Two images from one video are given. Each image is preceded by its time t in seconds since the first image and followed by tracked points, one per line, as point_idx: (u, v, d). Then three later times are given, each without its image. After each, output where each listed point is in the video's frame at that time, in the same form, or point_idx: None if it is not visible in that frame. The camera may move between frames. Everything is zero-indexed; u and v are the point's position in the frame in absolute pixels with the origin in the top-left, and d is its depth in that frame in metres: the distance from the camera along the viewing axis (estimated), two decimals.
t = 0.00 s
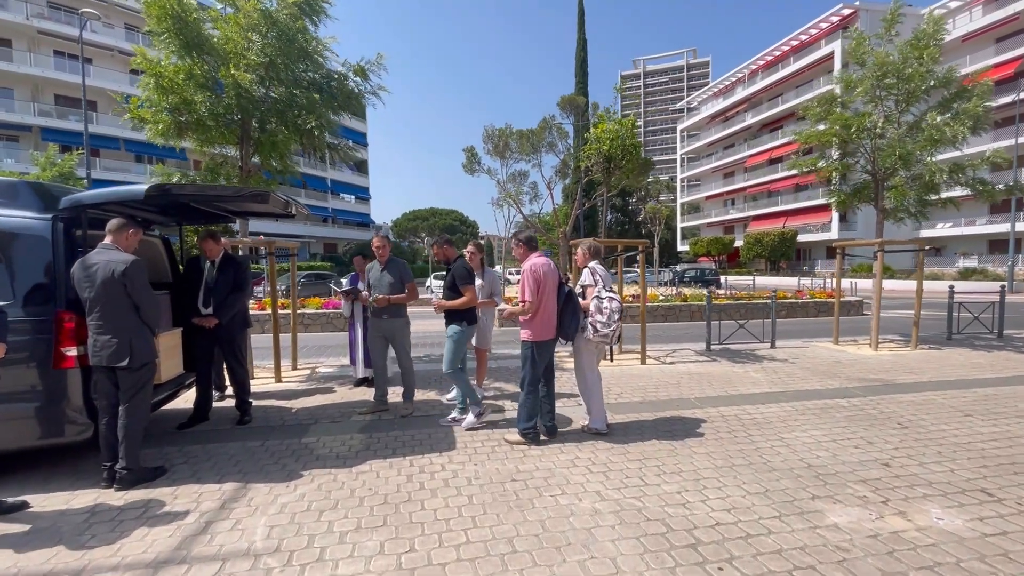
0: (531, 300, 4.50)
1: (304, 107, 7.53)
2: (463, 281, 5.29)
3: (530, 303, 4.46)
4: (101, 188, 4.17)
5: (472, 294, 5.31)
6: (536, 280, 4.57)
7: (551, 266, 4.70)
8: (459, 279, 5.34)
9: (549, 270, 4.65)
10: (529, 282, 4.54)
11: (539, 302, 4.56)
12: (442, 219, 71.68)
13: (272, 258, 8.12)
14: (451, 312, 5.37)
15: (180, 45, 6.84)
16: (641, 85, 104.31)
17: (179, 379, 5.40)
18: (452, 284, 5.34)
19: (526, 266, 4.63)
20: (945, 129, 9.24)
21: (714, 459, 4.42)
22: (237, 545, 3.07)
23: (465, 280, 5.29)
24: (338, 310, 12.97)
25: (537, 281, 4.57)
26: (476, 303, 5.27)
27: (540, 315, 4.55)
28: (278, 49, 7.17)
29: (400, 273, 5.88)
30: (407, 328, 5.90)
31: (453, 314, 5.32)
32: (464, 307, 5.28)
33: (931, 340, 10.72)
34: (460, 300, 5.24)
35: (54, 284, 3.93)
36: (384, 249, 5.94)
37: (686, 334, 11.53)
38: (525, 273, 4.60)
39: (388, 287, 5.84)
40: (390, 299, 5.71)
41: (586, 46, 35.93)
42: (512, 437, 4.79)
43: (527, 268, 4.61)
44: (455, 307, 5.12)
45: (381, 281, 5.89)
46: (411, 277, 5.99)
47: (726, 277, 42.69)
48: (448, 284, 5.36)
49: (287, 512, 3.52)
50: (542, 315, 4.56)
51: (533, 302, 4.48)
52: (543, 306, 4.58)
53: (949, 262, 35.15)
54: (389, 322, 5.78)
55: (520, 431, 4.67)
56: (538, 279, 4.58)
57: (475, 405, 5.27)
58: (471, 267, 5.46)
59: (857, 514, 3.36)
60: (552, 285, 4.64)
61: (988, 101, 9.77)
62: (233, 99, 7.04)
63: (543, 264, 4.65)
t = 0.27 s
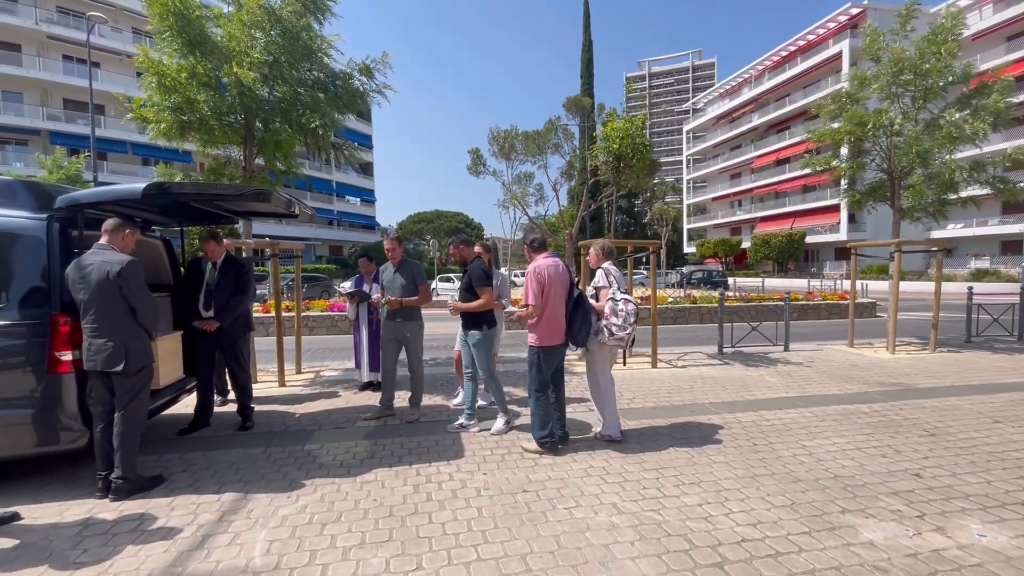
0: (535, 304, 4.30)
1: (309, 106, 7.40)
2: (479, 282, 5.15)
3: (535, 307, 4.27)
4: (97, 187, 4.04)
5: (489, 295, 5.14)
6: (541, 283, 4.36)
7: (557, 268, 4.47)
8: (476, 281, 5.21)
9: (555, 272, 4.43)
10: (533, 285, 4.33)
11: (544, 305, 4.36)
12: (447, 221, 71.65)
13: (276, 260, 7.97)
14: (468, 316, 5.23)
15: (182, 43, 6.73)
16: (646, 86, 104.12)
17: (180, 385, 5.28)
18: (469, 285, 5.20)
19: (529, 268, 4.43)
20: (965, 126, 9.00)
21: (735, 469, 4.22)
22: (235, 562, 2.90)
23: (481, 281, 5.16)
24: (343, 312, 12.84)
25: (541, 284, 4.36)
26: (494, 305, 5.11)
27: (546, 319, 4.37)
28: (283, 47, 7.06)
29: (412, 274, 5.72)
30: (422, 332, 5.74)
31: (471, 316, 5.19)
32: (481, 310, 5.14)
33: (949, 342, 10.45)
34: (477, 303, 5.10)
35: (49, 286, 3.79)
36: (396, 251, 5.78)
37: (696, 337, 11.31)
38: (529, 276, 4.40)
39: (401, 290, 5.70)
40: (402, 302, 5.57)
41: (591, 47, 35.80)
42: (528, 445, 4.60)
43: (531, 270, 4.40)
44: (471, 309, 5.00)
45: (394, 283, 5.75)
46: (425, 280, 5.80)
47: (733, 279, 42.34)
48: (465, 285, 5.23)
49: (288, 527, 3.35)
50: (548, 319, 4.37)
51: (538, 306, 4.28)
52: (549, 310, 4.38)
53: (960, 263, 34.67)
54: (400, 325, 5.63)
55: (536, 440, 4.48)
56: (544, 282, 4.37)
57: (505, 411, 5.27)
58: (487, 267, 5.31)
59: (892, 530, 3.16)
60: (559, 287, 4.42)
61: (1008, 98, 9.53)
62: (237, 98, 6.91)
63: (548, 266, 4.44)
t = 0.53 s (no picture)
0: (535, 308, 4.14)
1: (313, 105, 7.26)
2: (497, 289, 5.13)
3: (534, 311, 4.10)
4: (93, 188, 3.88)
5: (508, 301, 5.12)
6: (540, 286, 4.17)
7: (559, 269, 4.25)
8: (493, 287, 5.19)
9: (555, 273, 4.21)
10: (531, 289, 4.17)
11: (546, 309, 4.18)
12: (451, 223, 71.59)
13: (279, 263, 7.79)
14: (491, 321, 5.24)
15: (184, 41, 6.59)
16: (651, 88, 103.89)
17: (180, 392, 5.12)
18: (487, 292, 5.19)
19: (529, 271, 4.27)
20: (985, 123, 8.76)
21: (759, 482, 4.00)
22: None
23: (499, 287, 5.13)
24: (348, 315, 12.70)
25: (541, 287, 4.18)
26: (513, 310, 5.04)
27: (551, 323, 4.17)
28: (286, 46, 6.91)
29: (423, 278, 5.55)
30: (432, 339, 5.56)
31: (493, 323, 5.19)
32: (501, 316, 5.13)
33: (968, 346, 10.19)
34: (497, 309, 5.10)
35: (41, 291, 3.64)
36: (406, 255, 5.66)
37: (707, 340, 11.09)
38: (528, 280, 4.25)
39: (410, 294, 5.51)
40: (411, 306, 5.39)
41: (596, 48, 35.65)
42: (540, 456, 4.41)
43: (530, 273, 4.24)
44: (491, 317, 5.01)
45: (403, 286, 5.57)
46: (434, 283, 5.61)
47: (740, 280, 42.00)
48: (483, 292, 5.21)
49: (289, 545, 3.17)
50: (552, 324, 4.17)
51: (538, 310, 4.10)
52: (552, 314, 4.18)
53: (971, 264, 34.23)
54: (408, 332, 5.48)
55: (549, 451, 4.30)
56: (543, 284, 4.18)
57: (519, 419, 5.14)
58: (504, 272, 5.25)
59: (935, 552, 2.94)
60: (561, 291, 4.20)
61: None
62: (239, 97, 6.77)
63: (548, 268, 4.23)
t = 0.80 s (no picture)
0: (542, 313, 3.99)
1: (314, 105, 7.13)
2: (505, 293, 5.02)
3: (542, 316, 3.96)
4: (84, 189, 3.73)
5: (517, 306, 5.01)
6: (547, 290, 4.02)
7: (569, 273, 4.06)
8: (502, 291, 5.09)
9: (564, 277, 4.04)
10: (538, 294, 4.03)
11: (555, 315, 4.02)
12: (455, 225, 71.51)
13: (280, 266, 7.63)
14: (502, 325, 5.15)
15: (183, 40, 6.47)
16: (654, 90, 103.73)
17: (178, 399, 4.99)
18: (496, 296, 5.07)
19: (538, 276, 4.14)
20: (1002, 123, 8.55)
21: (779, 496, 3.81)
22: None
23: (507, 291, 5.03)
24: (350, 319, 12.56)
25: (549, 292, 4.03)
26: (522, 315, 4.93)
27: (561, 330, 3.99)
28: (286, 45, 6.79)
29: (423, 281, 5.39)
30: (434, 345, 5.40)
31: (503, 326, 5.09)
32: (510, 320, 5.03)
33: (983, 350, 9.96)
34: (505, 313, 5.00)
35: (29, 297, 3.48)
36: (406, 259, 5.46)
37: (716, 344, 10.89)
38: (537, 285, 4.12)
39: (411, 299, 5.36)
40: (410, 310, 5.24)
41: (600, 49, 35.51)
42: (549, 468, 4.25)
43: (539, 278, 4.10)
44: (499, 321, 4.92)
45: (403, 291, 5.42)
46: (436, 287, 5.44)
47: (745, 283, 41.72)
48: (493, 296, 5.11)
49: (286, 566, 3.00)
50: (562, 330, 3.99)
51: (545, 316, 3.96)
52: (561, 319, 4.00)
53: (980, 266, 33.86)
54: (410, 336, 5.34)
55: (558, 463, 4.13)
56: (551, 289, 4.03)
57: (526, 427, 5.02)
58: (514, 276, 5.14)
59: None
60: (570, 296, 4.02)
61: None
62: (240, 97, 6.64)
63: (558, 272, 4.07)
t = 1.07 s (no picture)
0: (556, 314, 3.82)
1: (312, 101, 6.97)
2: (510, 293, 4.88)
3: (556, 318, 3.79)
4: (65, 184, 3.56)
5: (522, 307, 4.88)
6: (561, 290, 3.83)
7: (585, 273, 3.85)
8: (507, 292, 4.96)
9: (579, 277, 3.83)
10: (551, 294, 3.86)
11: (570, 316, 3.83)
12: (457, 226, 71.37)
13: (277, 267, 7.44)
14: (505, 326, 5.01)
15: (177, 35, 6.31)
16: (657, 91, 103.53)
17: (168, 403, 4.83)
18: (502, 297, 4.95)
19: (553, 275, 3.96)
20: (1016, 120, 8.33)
21: (796, 509, 3.62)
22: None
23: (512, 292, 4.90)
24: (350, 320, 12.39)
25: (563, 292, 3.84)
26: (526, 317, 4.79)
27: (575, 332, 3.80)
28: (283, 39, 6.63)
29: (416, 283, 5.22)
30: (427, 347, 5.21)
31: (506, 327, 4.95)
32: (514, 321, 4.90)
33: (996, 353, 9.73)
34: (509, 314, 4.87)
35: (6, 299, 3.31)
36: (400, 259, 5.31)
37: (722, 347, 10.68)
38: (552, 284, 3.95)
39: (405, 300, 5.22)
40: (402, 310, 5.07)
41: (603, 49, 35.33)
42: (552, 476, 4.07)
43: (553, 278, 3.92)
44: (503, 321, 4.79)
45: (397, 291, 5.28)
46: (430, 288, 5.28)
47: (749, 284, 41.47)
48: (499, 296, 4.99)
49: None
50: (576, 332, 3.80)
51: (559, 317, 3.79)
52: (575, 321, 3.81)
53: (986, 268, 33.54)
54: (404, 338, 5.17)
55: (562, 472, 3.96)
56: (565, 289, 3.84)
57: (528, 432, 4.84)
58: (520, 276, 5.00)
59: None
60: (585, 296, 3.82)
61: None
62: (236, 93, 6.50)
63: (573, 271, 3.87)
